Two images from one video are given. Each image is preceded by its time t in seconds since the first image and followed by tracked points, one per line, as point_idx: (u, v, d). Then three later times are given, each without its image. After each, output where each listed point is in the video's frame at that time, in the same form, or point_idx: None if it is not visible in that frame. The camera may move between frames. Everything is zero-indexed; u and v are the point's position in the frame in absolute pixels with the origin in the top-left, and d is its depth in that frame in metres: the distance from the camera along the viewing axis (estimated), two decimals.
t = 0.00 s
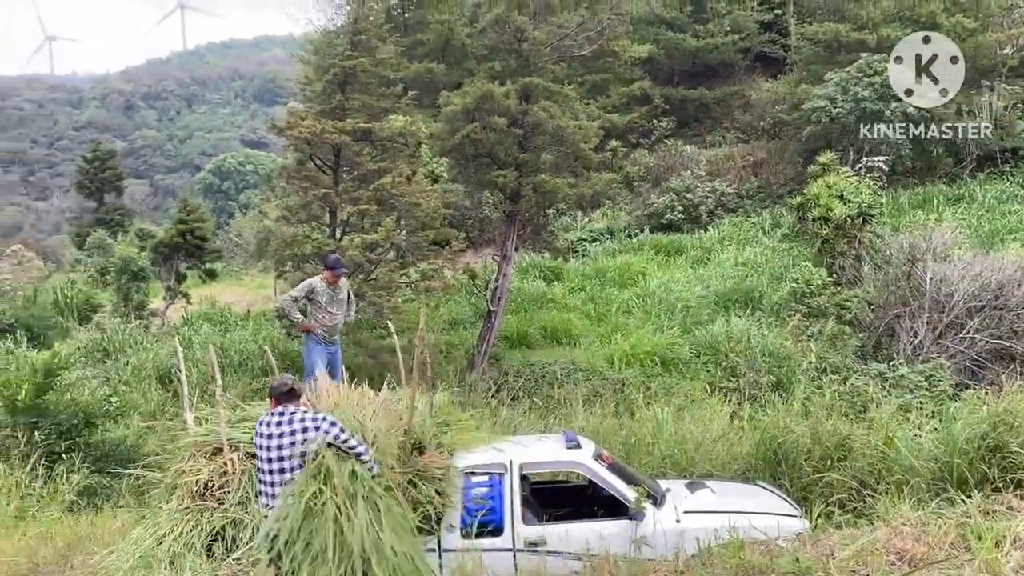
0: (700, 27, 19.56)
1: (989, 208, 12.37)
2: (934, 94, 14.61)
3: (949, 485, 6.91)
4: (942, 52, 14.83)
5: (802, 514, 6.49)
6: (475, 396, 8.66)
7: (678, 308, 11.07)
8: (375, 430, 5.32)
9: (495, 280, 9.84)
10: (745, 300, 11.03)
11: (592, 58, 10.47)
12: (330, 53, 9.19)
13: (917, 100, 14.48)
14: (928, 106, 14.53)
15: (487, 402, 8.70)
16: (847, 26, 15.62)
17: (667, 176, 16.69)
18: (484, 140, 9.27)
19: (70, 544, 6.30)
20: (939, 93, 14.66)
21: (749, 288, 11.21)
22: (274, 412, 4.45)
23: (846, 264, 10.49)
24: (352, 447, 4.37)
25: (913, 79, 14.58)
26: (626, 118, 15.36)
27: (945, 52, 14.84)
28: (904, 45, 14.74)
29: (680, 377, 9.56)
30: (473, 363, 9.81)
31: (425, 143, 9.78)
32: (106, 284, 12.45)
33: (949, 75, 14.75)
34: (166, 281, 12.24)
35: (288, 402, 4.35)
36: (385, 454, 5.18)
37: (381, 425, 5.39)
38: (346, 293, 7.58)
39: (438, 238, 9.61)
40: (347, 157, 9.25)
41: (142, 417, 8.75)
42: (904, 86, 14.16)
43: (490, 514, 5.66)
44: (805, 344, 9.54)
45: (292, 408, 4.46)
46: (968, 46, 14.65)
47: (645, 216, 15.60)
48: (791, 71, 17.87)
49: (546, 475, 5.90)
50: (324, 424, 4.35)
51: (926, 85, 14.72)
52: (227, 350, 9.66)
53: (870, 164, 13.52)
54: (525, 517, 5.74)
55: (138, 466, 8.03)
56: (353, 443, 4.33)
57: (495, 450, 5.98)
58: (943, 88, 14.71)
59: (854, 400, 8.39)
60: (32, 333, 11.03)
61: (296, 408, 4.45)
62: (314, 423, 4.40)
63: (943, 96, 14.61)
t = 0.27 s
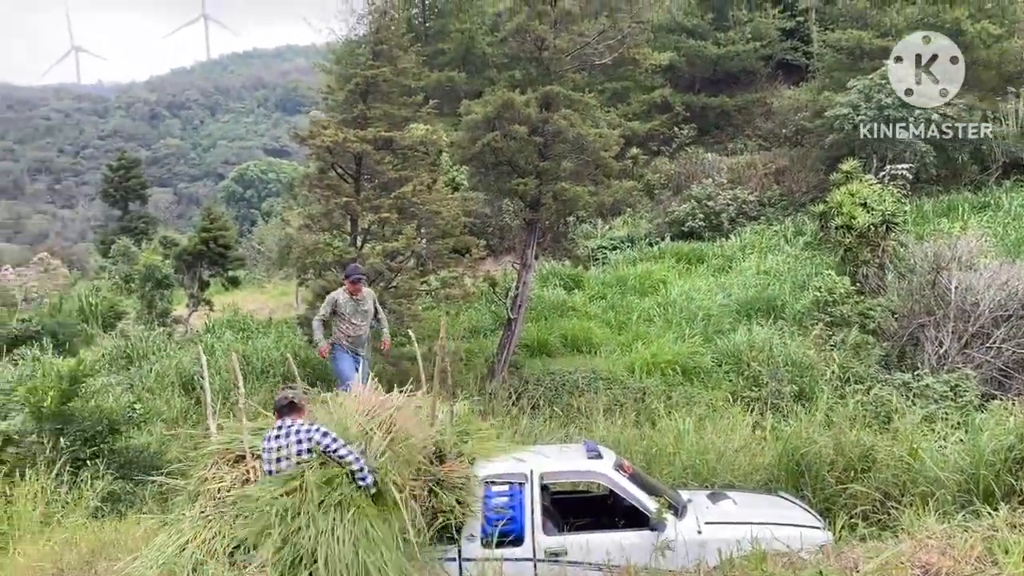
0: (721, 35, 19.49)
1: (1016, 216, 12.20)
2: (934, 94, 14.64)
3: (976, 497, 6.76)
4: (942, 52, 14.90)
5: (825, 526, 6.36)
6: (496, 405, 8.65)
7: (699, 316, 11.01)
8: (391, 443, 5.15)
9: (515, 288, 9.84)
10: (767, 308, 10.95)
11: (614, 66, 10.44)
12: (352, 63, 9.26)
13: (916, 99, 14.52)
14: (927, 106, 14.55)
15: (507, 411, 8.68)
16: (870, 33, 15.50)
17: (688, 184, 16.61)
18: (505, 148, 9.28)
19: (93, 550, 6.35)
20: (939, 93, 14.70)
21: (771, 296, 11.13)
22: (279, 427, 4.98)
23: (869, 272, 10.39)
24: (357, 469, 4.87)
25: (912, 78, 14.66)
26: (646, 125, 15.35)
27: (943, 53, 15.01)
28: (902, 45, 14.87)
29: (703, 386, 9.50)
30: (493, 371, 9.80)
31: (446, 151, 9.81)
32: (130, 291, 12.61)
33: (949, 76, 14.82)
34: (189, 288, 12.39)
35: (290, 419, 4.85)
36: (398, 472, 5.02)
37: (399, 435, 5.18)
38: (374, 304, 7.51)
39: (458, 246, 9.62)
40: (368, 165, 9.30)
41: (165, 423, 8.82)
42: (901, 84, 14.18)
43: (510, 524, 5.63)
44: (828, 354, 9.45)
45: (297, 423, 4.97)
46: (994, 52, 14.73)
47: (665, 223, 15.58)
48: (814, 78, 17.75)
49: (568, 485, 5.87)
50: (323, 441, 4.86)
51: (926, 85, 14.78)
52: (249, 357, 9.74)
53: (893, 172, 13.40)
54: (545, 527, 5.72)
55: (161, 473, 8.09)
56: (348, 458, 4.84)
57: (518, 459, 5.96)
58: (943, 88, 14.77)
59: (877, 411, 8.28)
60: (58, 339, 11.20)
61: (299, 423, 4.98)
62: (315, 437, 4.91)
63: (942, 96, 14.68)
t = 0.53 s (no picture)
0: (740, 42, 19.43)
1: None
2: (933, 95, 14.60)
3: (999, 508, 6.65)
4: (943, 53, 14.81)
5: (846, 537, 6.26)
6: (514, 413, 8.65)
7: (718, 324, 10.95)
8: (397, 470, 5.03)
9: (533, 296, 9.84)
10: (786, 316, 10.88)
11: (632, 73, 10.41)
12: (371, 71, 9.31)
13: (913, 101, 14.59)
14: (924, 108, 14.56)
15: (525, 420, 8.66)
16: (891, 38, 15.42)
17: (707, 191, 16.54)
18: (523, 156, 9.27)
19: (114, 558, 6.37)
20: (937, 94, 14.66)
21: (790, 304, 11.07)
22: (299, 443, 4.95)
23: (890, 279, 10.31)
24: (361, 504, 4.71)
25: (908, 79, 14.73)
26: (663, 132, 15.33)
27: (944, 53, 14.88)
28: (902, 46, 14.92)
29: (722, 394, 9.46)
30: (511, 379, 9.80)
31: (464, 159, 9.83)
32: (151, 298, 12.73)
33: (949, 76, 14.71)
34: (209, 294, 12.49)
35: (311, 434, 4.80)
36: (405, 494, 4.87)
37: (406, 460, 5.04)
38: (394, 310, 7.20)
39: (476, 253, 9.63)
40: (387, 173, 9.34)
41: (185, 430, 8.87)
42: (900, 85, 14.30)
43: (527, 533, 5.62)
44: (847, 362, 9.36)
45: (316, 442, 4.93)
46: (1017, 58, 14.64)
47: (684, 231, 15.52)
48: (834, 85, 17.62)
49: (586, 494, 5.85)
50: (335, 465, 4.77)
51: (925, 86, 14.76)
52: (269, 364, 9.79)
53: (914, 179, 13.27)
54: (563, 536, 5.72)
55: (181, 480, 8.12)
56: (354, 487, 4.71)
57: (536, 467, 5.97)
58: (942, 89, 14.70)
59: (899, 420, 8.16)
60: (80, 345, 11.32)
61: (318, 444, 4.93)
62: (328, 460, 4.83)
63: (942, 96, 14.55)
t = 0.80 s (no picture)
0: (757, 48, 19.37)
1: None
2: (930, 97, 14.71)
3: None
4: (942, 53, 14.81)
5: (866, 547, 6.16)
6: (531, 420, 8.63)
7: (736, 331, 10.89)
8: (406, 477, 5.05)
9: (549, 303, 9.83)
10: (805, 323, 10.80)
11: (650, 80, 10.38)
12: (388, 79, 9.36)
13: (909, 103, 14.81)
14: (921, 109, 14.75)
15: (541, 427, 8.64)
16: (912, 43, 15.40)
17: (724, 197, 16.48)
18: (540, 163, 9.26)
19: (133, 563, 6.40)
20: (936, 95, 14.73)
21: (809, 311, 10.99)
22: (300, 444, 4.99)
23: (910, 286, 10.20)
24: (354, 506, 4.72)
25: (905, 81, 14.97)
26: (679, 139, 15.30)
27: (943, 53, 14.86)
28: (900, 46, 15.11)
29: (740, 401, 9.40)
30: (528, 386, 9.78)
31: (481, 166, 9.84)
32: (170, 304, 12.83)
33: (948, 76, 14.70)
34: (228, 301, 12.59)
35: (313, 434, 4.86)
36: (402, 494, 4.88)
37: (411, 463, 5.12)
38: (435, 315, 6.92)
39: (492, 260, 9.62)
40: (404, 180, 9.36)
41: (202, 436, 8.92)
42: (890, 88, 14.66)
43: (543, 540, 5.61)
44: (867, 369, 9.23)
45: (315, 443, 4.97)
46: None
47: (701, 237, 15.45)
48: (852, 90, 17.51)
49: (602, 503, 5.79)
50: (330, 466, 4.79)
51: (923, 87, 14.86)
52: (287, 370, 9.84)
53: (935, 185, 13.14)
54: (579, 544, 5.69)
55: (198, 485, 8.16)
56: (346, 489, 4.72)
57: (554, 474, 5.96)
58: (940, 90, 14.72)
59: (920, 428, 8.02)
60: (100, 351, 11.42)
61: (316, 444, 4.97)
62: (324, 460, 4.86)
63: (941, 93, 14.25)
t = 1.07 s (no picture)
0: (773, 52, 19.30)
1: None
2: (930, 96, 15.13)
3: None
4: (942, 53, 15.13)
5: (883, 554, 6.12)
6: (546, 425, 8.62)
7: (752, 336, 10.84)
8: (416, 480, 5.12)
9: (564, 308, 9.82)
10: (821, 328, 10.74)
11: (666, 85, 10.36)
12: (403, 85, 9.40)
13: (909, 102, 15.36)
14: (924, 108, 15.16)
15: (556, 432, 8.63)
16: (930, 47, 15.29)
17: (740, 202, 16.42)
18: (554, 168, 9.25)
19: (149, 566, 6.44)
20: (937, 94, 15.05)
21: (825, 316, 10.92)
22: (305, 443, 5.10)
23: (928, 291, 10.11)
24: (353, 503, 4.82)
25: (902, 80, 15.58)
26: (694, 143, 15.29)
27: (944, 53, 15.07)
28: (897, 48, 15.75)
29: (755, 407, 9.36)
30: (542, 391, 9.78)
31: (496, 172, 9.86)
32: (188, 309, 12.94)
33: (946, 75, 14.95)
34: (245, 306, 12.68)
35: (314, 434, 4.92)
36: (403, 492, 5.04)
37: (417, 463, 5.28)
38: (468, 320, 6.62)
39: (507, 265, 9.63)
40: (419, 186, 9.40)
41: (219, 440, 8.97)
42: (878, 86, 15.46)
43: (557, 546, 5.55)
44: (884, 375, 9.14)
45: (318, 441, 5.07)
46: None
47: (717, 242, 15.39)
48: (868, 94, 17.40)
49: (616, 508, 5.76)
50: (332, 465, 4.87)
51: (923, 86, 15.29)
52: (303, 374, 9.89)
53: (953, 189, 13.02)
54: (594, 549, 5.66)
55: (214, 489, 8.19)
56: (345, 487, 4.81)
57: (567, 479, 5.91)
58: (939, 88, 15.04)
59: (938, 435, 7.96)
60: (118, 356, 11.51)
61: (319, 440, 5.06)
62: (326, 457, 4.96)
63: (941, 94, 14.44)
